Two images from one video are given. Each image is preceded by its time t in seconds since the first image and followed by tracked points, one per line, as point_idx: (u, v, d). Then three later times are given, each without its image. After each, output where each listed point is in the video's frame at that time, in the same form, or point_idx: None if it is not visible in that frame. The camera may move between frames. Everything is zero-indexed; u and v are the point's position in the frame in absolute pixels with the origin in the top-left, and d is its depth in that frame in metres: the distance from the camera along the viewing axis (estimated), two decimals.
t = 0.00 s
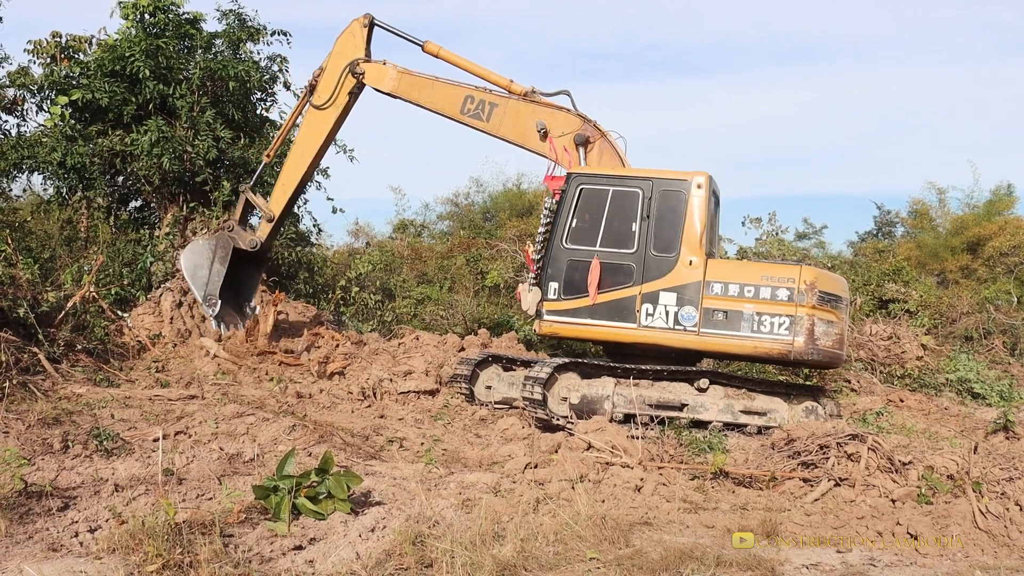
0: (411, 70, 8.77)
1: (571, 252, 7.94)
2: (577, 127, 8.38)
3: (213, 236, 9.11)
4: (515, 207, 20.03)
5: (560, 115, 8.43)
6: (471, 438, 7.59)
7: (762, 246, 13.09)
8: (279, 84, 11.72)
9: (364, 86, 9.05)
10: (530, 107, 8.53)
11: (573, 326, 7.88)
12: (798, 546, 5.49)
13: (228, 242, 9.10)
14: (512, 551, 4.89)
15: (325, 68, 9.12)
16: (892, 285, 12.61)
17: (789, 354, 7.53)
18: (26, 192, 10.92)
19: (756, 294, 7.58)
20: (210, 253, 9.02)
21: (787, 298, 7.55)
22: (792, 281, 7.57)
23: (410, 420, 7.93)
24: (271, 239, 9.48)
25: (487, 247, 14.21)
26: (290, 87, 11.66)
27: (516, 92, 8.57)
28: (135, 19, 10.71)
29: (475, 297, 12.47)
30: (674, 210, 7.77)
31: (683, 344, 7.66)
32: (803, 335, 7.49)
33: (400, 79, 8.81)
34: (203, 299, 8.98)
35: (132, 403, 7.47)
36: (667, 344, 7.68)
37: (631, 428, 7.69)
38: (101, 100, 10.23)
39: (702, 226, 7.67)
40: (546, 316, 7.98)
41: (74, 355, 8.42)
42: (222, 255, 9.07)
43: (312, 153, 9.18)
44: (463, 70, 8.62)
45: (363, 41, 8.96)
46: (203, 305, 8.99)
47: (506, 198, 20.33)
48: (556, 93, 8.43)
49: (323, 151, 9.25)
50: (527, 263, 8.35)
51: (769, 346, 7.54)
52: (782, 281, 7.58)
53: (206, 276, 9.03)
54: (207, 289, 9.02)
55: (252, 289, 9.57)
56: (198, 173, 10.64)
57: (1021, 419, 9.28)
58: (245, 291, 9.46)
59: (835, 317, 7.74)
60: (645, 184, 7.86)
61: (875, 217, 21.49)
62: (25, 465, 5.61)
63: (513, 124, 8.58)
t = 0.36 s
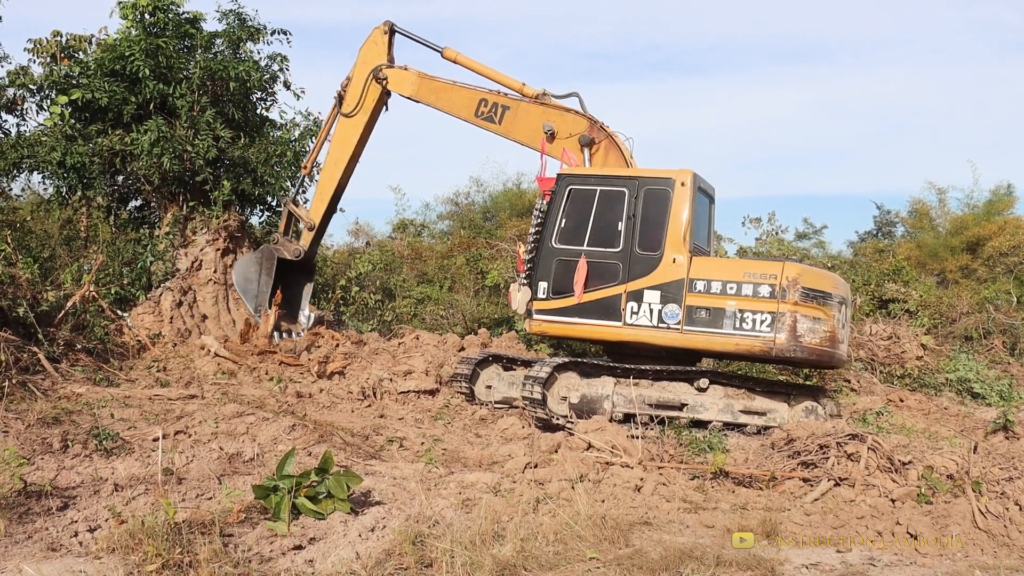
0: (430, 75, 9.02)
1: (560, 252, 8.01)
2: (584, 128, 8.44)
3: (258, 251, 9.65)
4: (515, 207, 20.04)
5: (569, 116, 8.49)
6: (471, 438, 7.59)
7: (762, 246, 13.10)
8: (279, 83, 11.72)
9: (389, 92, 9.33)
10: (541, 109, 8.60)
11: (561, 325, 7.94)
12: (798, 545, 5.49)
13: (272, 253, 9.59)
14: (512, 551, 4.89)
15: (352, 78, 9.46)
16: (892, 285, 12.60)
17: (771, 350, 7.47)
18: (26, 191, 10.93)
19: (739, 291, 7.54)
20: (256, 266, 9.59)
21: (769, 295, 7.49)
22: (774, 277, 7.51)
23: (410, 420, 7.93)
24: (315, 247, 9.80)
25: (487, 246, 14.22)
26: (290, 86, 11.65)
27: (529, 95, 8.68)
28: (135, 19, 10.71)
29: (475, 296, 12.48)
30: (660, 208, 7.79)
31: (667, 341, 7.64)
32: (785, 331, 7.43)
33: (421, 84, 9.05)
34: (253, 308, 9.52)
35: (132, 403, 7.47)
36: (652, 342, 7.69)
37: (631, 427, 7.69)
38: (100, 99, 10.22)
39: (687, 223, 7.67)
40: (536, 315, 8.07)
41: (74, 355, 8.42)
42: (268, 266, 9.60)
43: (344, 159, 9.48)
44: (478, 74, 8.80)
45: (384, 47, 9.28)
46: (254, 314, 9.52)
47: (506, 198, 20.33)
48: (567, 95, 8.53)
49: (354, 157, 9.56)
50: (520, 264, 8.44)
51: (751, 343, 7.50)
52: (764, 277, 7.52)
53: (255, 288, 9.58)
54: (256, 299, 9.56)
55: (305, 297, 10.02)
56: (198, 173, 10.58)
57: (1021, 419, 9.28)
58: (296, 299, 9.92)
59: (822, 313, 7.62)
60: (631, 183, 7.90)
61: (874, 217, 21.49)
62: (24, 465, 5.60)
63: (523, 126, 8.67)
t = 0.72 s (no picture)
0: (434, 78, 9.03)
1: (555, 252, 8.01)
2: (585, 129, 8.44)
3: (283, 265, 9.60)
4: (513, 206, 20.05)
5: (570, 118, 8.50)
6: (470, 437, 7.58)
7: (761, 246, 13.10)
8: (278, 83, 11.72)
9: (396, 96, 9.37)
10: (542, 110, 8.60)
11: (556, 324, 7.95)
12: (798, 545, 5.49)
13: (298, 265, 9.55)
14: (511, 550, 4.89)
15: (359, 85, 9.45)
16: (891, 284, 12.60)
17: (763, 349, 7.47)
18: (24, 190, 10.93)
19: (731, 290, 7.54)
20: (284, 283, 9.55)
21: (761, 294, 7.48)
22: (765, 276, 7.49)
23: (409, 420, 7.93)
24: (338, 254, 9.76)
25: (486, 246, 14.21)
26: (289, 86, 11.64)
27: (531, 96, 8.69)
28: (134, 18, 10.71)
29: (474, 296, 12.48)
30: (654, 207, 7.79)
31: (660, 340, 7.64)
32: (777, 330, 7.43)
33: (424, 86, 9.06)
34: (285, 323, 9.52)
35: (131, 402, 7.46)
36: (646, 341, 7.70)
37: (631, 427, 7.69)
38: (99, 99, 10.21)
39: (680, 221, 7.67)
40: (532, 315, 8.08)
41: (73, 354, 8.41)
42: (295, 279, 9.57)
43: (360, 164, 9.46)
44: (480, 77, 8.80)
45: (388, 52, 9.31)
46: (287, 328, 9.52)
47: (505, 198, 20.34)
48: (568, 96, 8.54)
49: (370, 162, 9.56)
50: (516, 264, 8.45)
51: (744, 343, 7.50)
52: (756, 276, 7.50)
53: (285, 303, 9.56)
54: (287, 314, 9.54)
55: (334, 309, 9.97)
56: (197, 172, 10.57)
57: (1020, 419, 9.28)
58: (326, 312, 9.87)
59: (816, 312, 7.59)
60: (626, 183, 7.90)
61: (873, 216, 21.50)
62: (23, 465, 5.60)
63: (525, 128, 8.68)
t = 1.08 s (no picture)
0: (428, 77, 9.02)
1: (559, 252, 8.00)
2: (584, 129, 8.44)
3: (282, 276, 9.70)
4: (514, 207, 20.06)
5: (568, 118, 8.50)
6: (471, 438, 7.59)
7: (762, 247, 13.10)
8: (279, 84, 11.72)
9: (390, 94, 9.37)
10: (540, 110, 8.61)
11: (560, 325, 7.93)
12: (798, 546, 5.49)
13: (298, 272, 9.65)
14: (511, 551, 4.89)
15: (351, 84, 9.45)
16: (892, 285, 12.60)
17: (770, 351, 7.48)
18: (25, 190, 10.94)
19: (738, 292, 7.55)
20: (286, 290, 9.64)
21: (768, 296, 7.50)
22: (772, 278, 7.51)
23: (409, 420, 7.93)
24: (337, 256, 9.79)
25: (487, 246, 14.20)
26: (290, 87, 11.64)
27: (528, 96, 8.69)
28: (136, 18, 10.72)
29: (474, 296, 12.48)
30: (660, 208, 7.79)
31: (666, 342, 7.65)
32: (784, 333, 7.44)
33: (419, 85, 9.06)
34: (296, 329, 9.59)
35: (132, 402, 7.47)
36: (651, 343, 7.70)
37: (631, 428, 7.70)
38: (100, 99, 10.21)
39: (685, 224, 7.67)
40: (536, 316, 8.06)
41: (73, 354, 8.41)
42: (297, 285, 9.67)
43: (356, 164, 9.46)
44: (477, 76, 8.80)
45: (380, 50, 9.32)
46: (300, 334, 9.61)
47: (506, 198, 20.35)
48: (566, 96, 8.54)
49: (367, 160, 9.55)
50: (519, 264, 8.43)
51: (751, 344, 7.51)
52: (763, 278, 7.52)
53: (292, 311, 9.65)
54: (296, 321, 9.62)
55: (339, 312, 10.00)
56: (198, 172, 10.56)
57: (1021, 420, 9.27)
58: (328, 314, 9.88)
59: (821, 314, 7.62)
60: (630, 184, 7.90)
61: (874, 217, 21.50)
62: (23, 464, 5.60)
63: (522, 127, 8.68)
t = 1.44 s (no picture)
0: (417, 70, 9.00)
1: (568, 254, 7.97)
2: (580, 127, 8.45)
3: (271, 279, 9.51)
4: (514, 208, 20.05)
5: (564, 116, 8.50)
6: (471, 439, 7.59)
7: (761, 248, 13.11)
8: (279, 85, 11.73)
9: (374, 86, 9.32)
10: (534, 107, 8.61)
11: (570, 326, 7.91)
12: (798, 546, 5.50)
13: (288, 272, 9.50)
14: (511, 553, 4.89)
15: (333, 76, 9.37)
16: (891, 286, 12.60)
17: (785, 355, 7.54)
18: (24, 192, 10.93)
19: (752, 295, 7.60)
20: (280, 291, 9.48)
21: (783, 300, 7.57)
22: (787, 282, 7.58)
23: (409, 422, 7.93)
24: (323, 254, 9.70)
25: (487, 247, 14.21)
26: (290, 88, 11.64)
27: (521, 92, 8.66)
28: (137, 18, 10.73)
29: (474, 297, 12.48)
30: (671, 210, 7.79)
31: (678, 344, 7.68)
32: (799, 336, 7.51)
33: (408, 78, 9.05)
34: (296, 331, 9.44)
35: (131, 404, 7.46)
36: (663, 345, 7.72)
37: (631, 429, 7.71)
38: (100, 100, 10.22)
39: (698, 227, 7.69)
40: (544, 317, 8.00)
41: (73, 356, 8.40)
42: (288, 284, 9.49)
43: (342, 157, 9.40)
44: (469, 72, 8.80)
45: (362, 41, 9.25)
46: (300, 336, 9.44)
47: (505, 200, 20.35)
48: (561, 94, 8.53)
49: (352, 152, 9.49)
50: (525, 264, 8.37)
51: (766, 348, 7.56)
52: (778, 282, 7.59)
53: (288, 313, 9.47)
54: (294, 322, 9.45)
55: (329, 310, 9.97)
56: (198, 174, 10.57)
57: (1021, 420, 9.28)
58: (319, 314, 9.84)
59: (832, 318, 7.73)
60: (642, 185, 7.88)
61: (873, 218, 21.50)
62: (23, 466, 5.60)
63: (517, 124, 8.69)
